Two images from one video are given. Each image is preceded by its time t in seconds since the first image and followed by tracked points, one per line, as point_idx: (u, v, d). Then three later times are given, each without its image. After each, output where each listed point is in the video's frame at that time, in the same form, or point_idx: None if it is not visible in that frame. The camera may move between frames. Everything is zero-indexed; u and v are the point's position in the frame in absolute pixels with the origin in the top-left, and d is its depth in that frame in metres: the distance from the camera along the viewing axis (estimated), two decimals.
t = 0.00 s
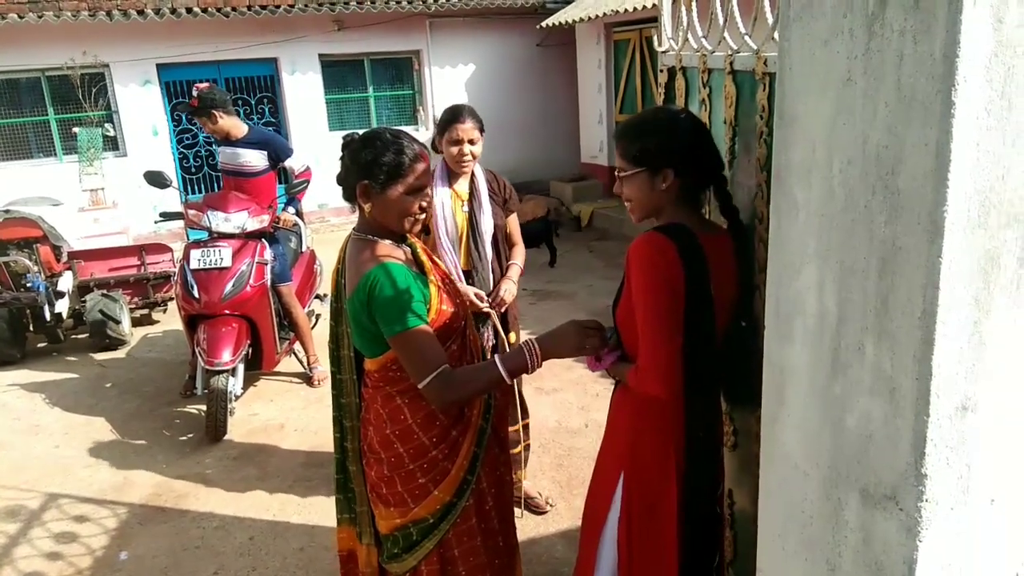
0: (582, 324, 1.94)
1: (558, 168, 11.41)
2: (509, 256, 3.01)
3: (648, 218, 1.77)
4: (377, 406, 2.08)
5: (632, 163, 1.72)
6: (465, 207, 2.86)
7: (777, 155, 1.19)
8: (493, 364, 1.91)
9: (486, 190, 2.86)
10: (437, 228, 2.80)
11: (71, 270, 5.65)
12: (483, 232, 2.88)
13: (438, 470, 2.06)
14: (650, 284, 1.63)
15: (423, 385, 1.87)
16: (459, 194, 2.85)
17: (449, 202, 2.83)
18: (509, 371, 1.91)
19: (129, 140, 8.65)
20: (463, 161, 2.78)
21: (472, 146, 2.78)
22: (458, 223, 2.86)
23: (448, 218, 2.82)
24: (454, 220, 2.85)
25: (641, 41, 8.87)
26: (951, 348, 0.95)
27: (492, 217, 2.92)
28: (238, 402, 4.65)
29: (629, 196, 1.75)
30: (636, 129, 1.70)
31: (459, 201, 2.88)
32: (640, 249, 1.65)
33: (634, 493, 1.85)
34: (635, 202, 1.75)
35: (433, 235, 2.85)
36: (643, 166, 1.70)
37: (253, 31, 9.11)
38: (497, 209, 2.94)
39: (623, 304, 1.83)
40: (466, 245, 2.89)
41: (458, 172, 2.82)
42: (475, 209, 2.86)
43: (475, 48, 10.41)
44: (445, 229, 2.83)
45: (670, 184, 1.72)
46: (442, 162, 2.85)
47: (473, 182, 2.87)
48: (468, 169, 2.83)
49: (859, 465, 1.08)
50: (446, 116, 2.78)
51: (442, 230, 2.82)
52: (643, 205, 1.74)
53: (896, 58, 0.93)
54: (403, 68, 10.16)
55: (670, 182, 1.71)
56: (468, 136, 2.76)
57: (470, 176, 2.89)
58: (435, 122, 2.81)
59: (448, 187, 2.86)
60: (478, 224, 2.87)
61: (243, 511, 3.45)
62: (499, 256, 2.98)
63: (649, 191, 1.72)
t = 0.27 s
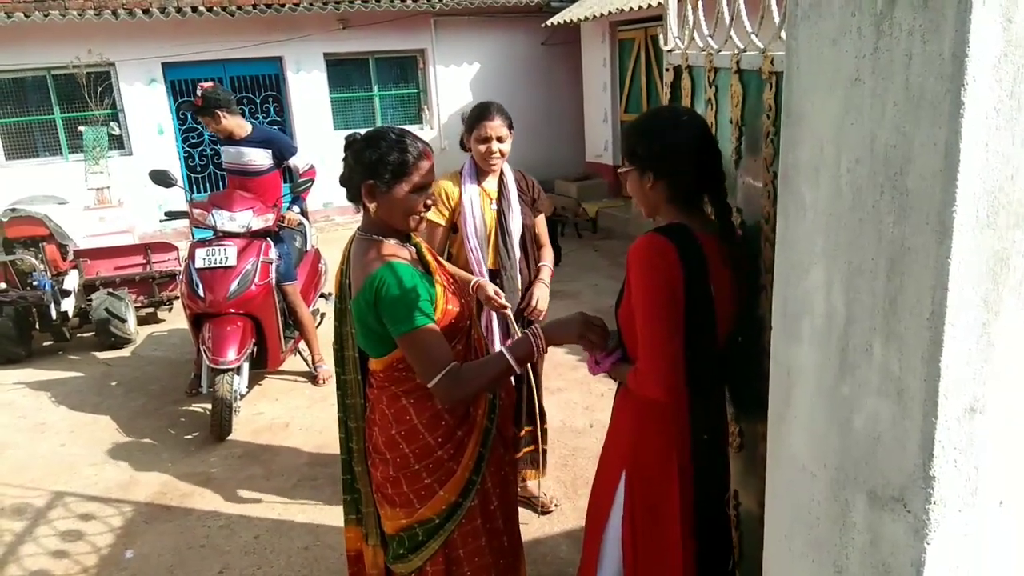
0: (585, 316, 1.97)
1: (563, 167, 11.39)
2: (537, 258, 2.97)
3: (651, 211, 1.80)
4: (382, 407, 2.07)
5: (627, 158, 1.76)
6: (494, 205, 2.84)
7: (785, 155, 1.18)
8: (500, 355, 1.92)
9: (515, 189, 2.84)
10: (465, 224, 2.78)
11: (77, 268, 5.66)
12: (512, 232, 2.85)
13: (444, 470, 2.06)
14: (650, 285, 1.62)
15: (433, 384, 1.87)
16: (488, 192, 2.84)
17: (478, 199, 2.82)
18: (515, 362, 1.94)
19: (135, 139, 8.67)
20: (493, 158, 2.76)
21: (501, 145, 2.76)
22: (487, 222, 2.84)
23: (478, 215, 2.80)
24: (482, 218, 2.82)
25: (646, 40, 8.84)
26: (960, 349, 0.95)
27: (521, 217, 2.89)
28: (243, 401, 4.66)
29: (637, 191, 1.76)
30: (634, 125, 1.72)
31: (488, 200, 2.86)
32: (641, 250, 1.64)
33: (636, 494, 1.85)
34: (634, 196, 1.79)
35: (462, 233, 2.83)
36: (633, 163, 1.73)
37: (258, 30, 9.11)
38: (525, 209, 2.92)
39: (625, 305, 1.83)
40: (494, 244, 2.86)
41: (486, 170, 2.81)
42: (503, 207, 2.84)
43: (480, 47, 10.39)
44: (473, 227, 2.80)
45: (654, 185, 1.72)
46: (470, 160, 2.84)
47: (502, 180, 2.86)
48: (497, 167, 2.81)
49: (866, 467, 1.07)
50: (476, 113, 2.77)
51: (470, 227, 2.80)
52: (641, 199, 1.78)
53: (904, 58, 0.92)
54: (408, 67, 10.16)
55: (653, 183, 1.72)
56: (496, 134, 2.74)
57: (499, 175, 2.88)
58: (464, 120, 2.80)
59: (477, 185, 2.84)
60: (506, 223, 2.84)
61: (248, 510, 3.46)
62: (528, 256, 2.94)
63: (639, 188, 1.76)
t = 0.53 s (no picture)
0: (596, 324, 1.93)
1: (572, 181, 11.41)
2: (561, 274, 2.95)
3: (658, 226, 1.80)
4: (393, 422, 2.08)
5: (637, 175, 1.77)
6: (519, 220, 2.83)
7: (793, 172, 1.19)
8: (514, 361, 1.91)
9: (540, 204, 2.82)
10: (489, 240, 2.77)
11: (89, 281, 5.71)
12: (537, 247, 2.83)
13: (456, 484, 2.06)
14: (658, 300, 1.62)
15: (449, 396, 1.88)
16: (513, 207, 2.82)
17: (502, 215, 2.80)
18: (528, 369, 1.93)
19: (147, 154, 8.75)
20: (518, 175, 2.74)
21: (526, 162, 2.73)
22: (511, 237, 2.82)
23: (501, 230, 2.79)
24: (506, 233, 2.81)
25: (654, 55, 8.86)
26: (971, 367, 0.94)
27: (546, 233, 2.87)
28: (253, 414, 4.67)
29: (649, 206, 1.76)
30: (645, 142, 1.73)
31: (512, 215, 2.85)
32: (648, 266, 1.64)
33: (645, 510, 1.83)
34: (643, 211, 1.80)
35: (486, 248, 2.81)
36: (643, 180, 1.74)
37: (269, 46, 9.21)
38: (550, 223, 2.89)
39: (631, 319, 1.82)
40: (519, 259, 2.84)
41: (511, 186, 2.79)
42: (528, 223, 2.82)
43: (489, 61, 10.45)
44: (497, 242, 2.80)
45: (663, 203, 1.74)
46: (496, 173, 2.81)
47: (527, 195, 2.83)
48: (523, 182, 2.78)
49: (877, 484, 1.06)
50: (503, 126, 2.73)
51: (494, 242, 2.79)
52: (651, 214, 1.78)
53: (912, 75, 0.93)
54: (418, 82, 10.23)
55: (662, 201, 1.73)
56: (522, 151, 2.70)
57: (524, 190, 2.86)
58: (491, 133, 2.78)
59: (501, 200, 2.82)
60: (531, 239, 2.82)
61: (257, 523, 3.46)
62: (551, 273, 2.91)
63: (647, 205, 1.77)
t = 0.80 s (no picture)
0: (605, 321, 1.96)
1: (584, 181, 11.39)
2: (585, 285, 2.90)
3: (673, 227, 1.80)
4: (404, 422, 2.08)
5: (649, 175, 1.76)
6: (542, 226, 2.77)
7: (806, 173, 1.18)
8: (526, 358, 1.93)
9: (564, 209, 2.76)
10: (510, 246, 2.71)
11: (104, 282, 5.75)
12: (560, 254, 2.77)
13: (467, 484, 2.06)
14: (670, 302, 1.61)
15: (460, 396, 1.87)
16: (536, 212, 2.76)
17: (525, 219, 2.74)
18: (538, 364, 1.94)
19: (161, 156, 8.82)
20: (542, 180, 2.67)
21: (551, 166, 2.66)
22: (534, 242, 2.77)
23: (523, 236, 2.73)
24: (529, 239, 2.75)
25: (667, 55, 8.82)
26: (988, 371, 0.93)
27: (569, 239, 2.80)
28: (265, 415, 4.69)
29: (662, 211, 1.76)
30: (657, 142, 1.72)
31: (535, 219, 2.78)
32: (660, 268, 1.63)
33: (656, 512, 1.83)
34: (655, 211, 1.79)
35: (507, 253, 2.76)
36: (656, 179, 1.73)
37: (282, 47, 9.25)
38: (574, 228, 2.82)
39: (643, 320, 1.81)
40: (541, 266, 2.78)
41: (535, 190, 2.72)
42: (552, 229, 2.76)
43: (502, 62, 10.45)
44: (518, 248, 2.74)
45: (677, 202, 1.72)
46: (520, 177, 2.75)
47: (552, 200, 2.77)
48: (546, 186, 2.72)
49: (891, 489, 1.05)
50: (526, 129, 2.66)
51: (516, 249, 2.73)
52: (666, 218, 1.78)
53: (927, 75, 0.92)
54: (430, 83, 10.24)
55: (676, 201, 1.72)
56: (546, 155, 2.63)
57: (549, 194, 2.79)
58: (514, 135, 2.71)
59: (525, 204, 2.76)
60: (554, 244, 2.76)
61: (269, 523, 3.48)
62: (574, 280, 2.87)
63: (660, 205, 1.76)
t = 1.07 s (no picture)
0: (610, 312, 2.00)
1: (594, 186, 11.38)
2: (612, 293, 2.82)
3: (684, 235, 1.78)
4: (410, 426, 2.07)
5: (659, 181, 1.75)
6: (566, 232, 2.67)
7: (819, 179, 1.17)
8: (533, 357, 1.94)
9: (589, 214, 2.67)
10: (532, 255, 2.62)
11: (115, 283, 5.78)
12: (586, 260, 2.68)
13: (473, 489, 2.05)
14: (685, 310, 1.60)
15: (470, 398, 1.86)
16: (559, 219, 2.66)
17: (548, 226, 2.65)
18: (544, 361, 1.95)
19: (173, 158, 8.88)
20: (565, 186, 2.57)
21: (572, 171, 2.55)
22: (557, 250, 2.67)
23: (546, 244, 2.63)
24: (553, 247, 2.65)
25: (678, 60, 8.79)
26: (1003, 381, 0.92)
27: (595, 244, 2.70)
28: (274, 416, 4.70)
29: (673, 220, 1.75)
30: (667, 148, 1.71)
31: (558, 226, 2.68)
32: (679, 277, 1.63)
33: (664, 520, 1.82)
34: (665, 219, 1.77)
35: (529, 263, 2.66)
36: (668, 185, 1.71)
37: (294, 51, 9.29)
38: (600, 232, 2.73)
39: (654, 326, 1.80)
40: (566, 273, 2.69)
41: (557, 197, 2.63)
42: (577, 235, 2.67)
43: (513, 67, 10.46)
44: (541, 258, 2.64)
45: (694, 206, 1.71)
46: (541, 184, 2.64)
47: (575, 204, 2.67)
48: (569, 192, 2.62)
49: (904, 498, 1.04)
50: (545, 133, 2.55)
51: (540, 258, 2.63)
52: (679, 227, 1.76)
53: (942, 82, 0.91)
54: (441, 87, 10.27)
55: (693, 205, 1.71)
56: (567, 160, 2.52)
57: (572, 199, 2.69)
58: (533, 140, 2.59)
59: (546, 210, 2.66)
60: (580, 251, 2.67)
61: (276, 525, 3.48)
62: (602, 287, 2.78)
63: (674, 212, 1.73)
